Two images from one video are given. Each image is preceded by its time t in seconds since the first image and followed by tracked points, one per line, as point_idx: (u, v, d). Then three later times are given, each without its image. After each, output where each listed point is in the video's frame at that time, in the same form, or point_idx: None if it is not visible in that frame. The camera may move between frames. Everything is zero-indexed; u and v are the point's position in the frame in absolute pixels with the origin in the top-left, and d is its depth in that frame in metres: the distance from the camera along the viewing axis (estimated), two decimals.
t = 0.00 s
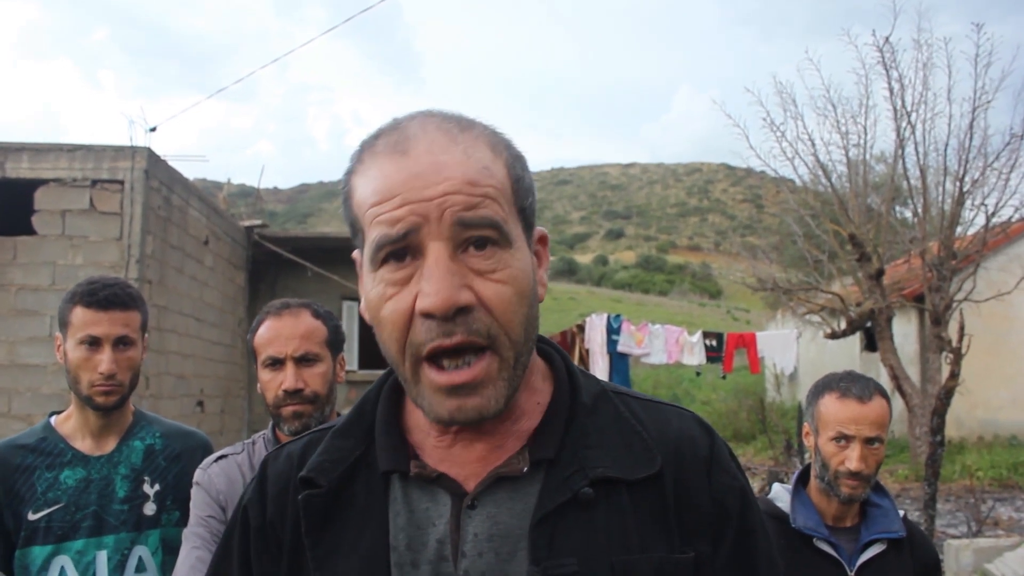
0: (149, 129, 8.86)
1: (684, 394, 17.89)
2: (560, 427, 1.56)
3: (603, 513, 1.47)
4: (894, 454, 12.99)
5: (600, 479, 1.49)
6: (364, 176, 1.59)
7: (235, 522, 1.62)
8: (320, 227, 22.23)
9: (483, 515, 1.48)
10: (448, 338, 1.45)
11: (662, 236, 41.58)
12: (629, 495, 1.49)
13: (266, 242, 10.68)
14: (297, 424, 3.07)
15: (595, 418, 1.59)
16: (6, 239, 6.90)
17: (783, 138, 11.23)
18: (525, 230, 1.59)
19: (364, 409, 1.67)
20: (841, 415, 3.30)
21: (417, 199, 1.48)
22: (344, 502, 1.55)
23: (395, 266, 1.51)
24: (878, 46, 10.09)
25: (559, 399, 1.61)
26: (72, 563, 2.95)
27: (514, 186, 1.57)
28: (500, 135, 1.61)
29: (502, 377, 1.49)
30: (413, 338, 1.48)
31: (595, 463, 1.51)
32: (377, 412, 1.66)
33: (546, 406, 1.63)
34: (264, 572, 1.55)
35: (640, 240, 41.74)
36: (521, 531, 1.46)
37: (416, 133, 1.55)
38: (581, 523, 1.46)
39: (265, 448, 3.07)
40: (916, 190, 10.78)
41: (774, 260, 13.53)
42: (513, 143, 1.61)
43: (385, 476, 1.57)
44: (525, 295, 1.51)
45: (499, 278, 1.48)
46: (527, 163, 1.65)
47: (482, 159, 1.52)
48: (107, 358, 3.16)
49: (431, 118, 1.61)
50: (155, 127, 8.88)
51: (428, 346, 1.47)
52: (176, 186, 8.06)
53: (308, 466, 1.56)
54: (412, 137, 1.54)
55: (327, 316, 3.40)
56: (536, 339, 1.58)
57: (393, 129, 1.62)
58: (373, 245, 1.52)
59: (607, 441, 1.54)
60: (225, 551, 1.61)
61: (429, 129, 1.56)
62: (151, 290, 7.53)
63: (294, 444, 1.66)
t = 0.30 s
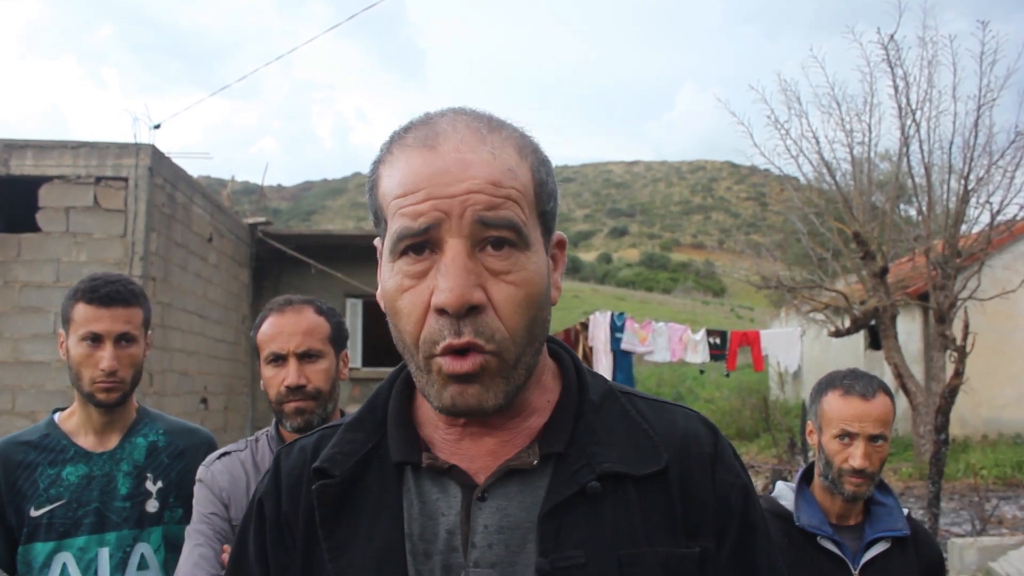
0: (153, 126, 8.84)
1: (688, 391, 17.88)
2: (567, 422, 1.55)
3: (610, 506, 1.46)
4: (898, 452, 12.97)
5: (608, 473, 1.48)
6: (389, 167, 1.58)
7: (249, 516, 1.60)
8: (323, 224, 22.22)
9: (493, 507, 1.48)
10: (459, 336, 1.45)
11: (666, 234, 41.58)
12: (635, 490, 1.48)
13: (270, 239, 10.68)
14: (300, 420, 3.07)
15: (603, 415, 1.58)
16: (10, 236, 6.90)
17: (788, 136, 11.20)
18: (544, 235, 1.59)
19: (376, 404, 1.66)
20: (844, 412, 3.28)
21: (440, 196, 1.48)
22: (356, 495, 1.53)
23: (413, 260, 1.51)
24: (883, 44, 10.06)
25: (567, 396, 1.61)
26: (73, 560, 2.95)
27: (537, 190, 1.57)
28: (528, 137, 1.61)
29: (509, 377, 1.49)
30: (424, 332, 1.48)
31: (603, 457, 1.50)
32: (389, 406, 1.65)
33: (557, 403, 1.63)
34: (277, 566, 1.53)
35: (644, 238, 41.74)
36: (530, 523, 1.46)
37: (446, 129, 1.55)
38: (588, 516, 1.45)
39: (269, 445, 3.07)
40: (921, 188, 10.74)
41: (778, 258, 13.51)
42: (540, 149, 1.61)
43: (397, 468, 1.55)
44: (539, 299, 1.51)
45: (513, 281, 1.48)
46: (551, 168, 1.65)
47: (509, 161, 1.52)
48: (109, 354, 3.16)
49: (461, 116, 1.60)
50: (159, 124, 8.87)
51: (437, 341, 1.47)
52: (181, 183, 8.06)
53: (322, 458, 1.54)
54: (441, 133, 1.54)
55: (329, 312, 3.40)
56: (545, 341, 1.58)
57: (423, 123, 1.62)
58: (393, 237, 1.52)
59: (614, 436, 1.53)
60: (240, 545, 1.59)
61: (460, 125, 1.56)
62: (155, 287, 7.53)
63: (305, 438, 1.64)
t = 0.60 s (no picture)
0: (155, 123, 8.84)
1: (690, 390, 17.88)
2: (578, 427, 1.55)
3: (621, 510, 1.47)
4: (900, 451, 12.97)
5: (618, 478, 1.48)
6: (405, 190, 1.52)
7: (246, 522, 1.58)
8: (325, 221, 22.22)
9: (507, 517, 1.48)
10: (484, 376, 1.45)
11: (668, 232, 41.54)
12: (645, 494, 1.48)
13: (273, 237, 10.69)
14: (302, 418, 3.07)
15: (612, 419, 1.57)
16: (12, 233, 6.91)
17: (790, 134, 11.19)
18: (564, 253, 1.57)
19: (377, 408, 1.63)
20: (848, 410, 3.28)
21: (466, 233, 1.43)
22: (361, 504, 1.51)
23: (435, 296, 1.48)
24: (885, 42, 10.05)
25: (575, 399, 1.60)
26: (76, 558, 2.95)
27: (559, 212, 1.53)
28: (551, 153, 1.56)
29: (529, 408, 1.51)
30: (446, 367, 1.48)
31: (613, 464, 1.50)
32: (391, 409, 1.63)
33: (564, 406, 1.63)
34: None
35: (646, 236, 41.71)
36: (544, 532, 1.46)
37: (468, 153, 1.48)
38: (600, 522, 1.46)
39: (272, 442, 3.07)
40: (924, 186, 10.73)
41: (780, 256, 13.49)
42: (562, 163, 1.56)
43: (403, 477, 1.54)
44: (561, 330, 1.51)
45: (539, 319, 1.48)
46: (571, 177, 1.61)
47: (535, 190, 1.47)
48: (112, 352, 3.16)
49: (482, 132, 1.53)
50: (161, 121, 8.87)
51: (461, 379, 1.47)
52: (183, 181, 8.06)
53: (324, 469, 1.51)
54: (464, 159, 1.47)
55: (331, 310, 3.40)
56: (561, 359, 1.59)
57: (440, 139, 1.54)
58: (414, 271, 1.48)
59: (623, 441, 1.53)
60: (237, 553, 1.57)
61: (483, 148, 1.49)
62: (157, 285, 7.54)
63: (301, 441, 1.62)
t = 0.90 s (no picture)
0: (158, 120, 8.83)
1: (691, 388, 17.88)
2: (579, 426, 1.54)
3: (621, 511, 1.46)
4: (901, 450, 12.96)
5: (620, 478, 1.47)
6: (412, 183, 1.51)
7: (238, 518, 1.57)
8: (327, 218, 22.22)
9: (506, 515, 1.47)
10: (495, 369, 1.45)
11: (670, 230, 41.52)
12: (646, 494, 1.47)
13: (275, 234, 10.68)
14: (301, 415, 3.07)
15: (613, 418, 1.57)
16: (14, 230, 6.90)
17: (793, 132, 11.17)
18: (569, 246, 1.57)
19: (375, 404, 1.62)
20: (853, 409, 3.27)
21: (477, 227, 1.43)
22: (359, 501, 1.51)
23: (444, 289, 1.47)
24: (889, 40, 10.03)
25: (576, 398, 1.59)
26: (76, 555, 2.95)
27: (566, 203, 1.54)
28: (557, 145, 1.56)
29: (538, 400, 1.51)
30: (456, 362, 1.48)
31: (614, 463, 1.49)
32: (390, 405, 1.62)
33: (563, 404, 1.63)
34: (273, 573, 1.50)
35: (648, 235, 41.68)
36: (544, 531, 1.45)
37: (476, 145, 1.48)
38: (601, 522, 1.45)
39: (272, 439, 3.07)
40: (927, 185, 10.70)
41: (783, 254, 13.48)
42: (567, 154, 1.57)
43: (401, 473, 1.53)
44: (569, 321, 1.52)
45: (549, 311, 1.48)
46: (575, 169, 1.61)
47: (543, 181, 1.47)
48: (116, 350, 3.16)
49: (489, 124, 1.53)
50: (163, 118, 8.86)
51: (471, 373, 1.47)
52: (185, 178, 8.06)
53: (322, 464, 1.50)
54: (473, 150, 1.46)
55: (332, 307, 3.39)
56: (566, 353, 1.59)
57: (446, 131, 1.53)
58: (423, 264, 1.47)
59: (624, 440, 1.52)
60: (229, 548, 1.56)
61: (491, 140, 1.49)
62: (158, 282, 7.53)
63: (296, 437, 1.61)
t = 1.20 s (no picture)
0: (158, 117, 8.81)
1: (691, 386, 17.89)
2: (562, 419, 1.54)
3: (605, 504, 1.46)
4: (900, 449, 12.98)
5: (603, 470, 1.47)
6: (383, 169, 1.52)
7: (228, 518, 1.57)
8: (327, 216, 22.22)
9: (490, 508, 1.47)
10: (469, 347, 1.45)
11: (670, 228, 41.48)
12: (630, 487, 1.47)
13: (274, 231, 10.68)
14: (297, 411, 3.06)
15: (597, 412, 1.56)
16: (14, 226, 6.90)
17: (794, 130, 11.17)
18: (542, 227, 1.57)
19: (361, 401, 1.62)
20: (860, 410, 3.26)
21: (446, 205, 1.43)
22: (344, 495, 1.50)
23: (418, 269, 1.48)
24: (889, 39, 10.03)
25: (560, 392, 1.59)
26: (77, 553, 2.95)
27: (536, 183, 1.54)
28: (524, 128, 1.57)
29: (515, 380, 1.51)
30: (432, 342, 1.47)
31: (598, 455, 1.49)
32: (375, 401, 1.63)
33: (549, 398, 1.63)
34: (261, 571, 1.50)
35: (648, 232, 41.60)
36: (527, 524, 1.45)
37: (443, 127, 1.49)
38: (584, 515, 1.44)
39: (269, 435, 3.07)
40: (926, 184, 10.70)
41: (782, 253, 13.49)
42: (535, 136, 1.58)
43: (386, 466, 1.53)
44: (545, 300, 1.51)
45: (523, 287, 1.48)
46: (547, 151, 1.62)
47: (510, 159, 1.48)
48: (117, 346, 3.16)
49: (455, 108, 1.54)
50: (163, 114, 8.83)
51: (447, 352, 1.46)
52: (185, 174, 8.05)
53: (307, 459, 1.51)
54: (439, 132, 1.48)
55: (330, 303, 3.39)
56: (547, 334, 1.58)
57: (414, 117, 1.55)
58: (395, 246, 1.48)
59: (608, 433, 1.52)
60: (218, 547, 1.56)
61: (457, 123, 1.50)
62: (158, 278, 7.53)
63: (285, 435, 1.61)
